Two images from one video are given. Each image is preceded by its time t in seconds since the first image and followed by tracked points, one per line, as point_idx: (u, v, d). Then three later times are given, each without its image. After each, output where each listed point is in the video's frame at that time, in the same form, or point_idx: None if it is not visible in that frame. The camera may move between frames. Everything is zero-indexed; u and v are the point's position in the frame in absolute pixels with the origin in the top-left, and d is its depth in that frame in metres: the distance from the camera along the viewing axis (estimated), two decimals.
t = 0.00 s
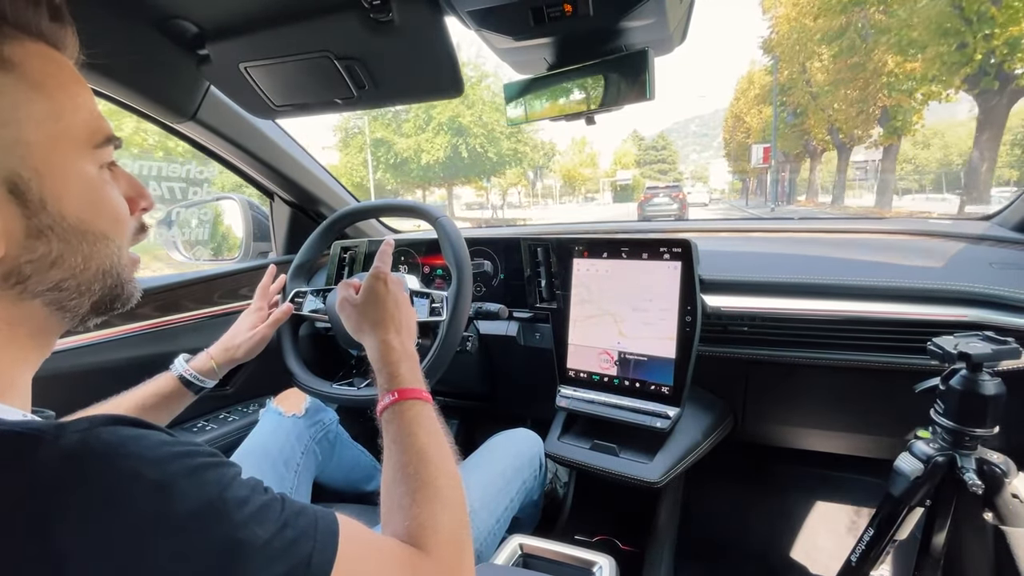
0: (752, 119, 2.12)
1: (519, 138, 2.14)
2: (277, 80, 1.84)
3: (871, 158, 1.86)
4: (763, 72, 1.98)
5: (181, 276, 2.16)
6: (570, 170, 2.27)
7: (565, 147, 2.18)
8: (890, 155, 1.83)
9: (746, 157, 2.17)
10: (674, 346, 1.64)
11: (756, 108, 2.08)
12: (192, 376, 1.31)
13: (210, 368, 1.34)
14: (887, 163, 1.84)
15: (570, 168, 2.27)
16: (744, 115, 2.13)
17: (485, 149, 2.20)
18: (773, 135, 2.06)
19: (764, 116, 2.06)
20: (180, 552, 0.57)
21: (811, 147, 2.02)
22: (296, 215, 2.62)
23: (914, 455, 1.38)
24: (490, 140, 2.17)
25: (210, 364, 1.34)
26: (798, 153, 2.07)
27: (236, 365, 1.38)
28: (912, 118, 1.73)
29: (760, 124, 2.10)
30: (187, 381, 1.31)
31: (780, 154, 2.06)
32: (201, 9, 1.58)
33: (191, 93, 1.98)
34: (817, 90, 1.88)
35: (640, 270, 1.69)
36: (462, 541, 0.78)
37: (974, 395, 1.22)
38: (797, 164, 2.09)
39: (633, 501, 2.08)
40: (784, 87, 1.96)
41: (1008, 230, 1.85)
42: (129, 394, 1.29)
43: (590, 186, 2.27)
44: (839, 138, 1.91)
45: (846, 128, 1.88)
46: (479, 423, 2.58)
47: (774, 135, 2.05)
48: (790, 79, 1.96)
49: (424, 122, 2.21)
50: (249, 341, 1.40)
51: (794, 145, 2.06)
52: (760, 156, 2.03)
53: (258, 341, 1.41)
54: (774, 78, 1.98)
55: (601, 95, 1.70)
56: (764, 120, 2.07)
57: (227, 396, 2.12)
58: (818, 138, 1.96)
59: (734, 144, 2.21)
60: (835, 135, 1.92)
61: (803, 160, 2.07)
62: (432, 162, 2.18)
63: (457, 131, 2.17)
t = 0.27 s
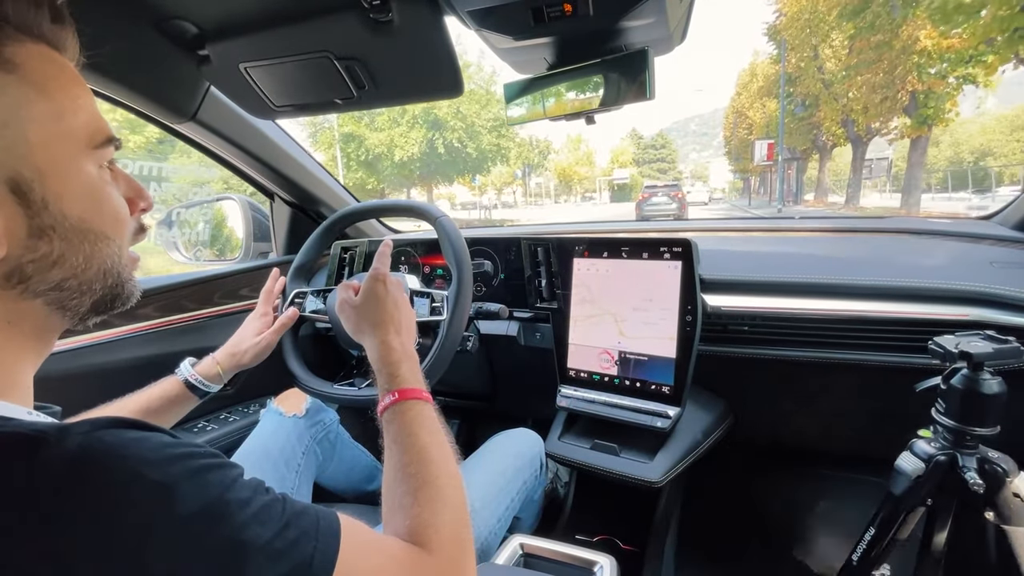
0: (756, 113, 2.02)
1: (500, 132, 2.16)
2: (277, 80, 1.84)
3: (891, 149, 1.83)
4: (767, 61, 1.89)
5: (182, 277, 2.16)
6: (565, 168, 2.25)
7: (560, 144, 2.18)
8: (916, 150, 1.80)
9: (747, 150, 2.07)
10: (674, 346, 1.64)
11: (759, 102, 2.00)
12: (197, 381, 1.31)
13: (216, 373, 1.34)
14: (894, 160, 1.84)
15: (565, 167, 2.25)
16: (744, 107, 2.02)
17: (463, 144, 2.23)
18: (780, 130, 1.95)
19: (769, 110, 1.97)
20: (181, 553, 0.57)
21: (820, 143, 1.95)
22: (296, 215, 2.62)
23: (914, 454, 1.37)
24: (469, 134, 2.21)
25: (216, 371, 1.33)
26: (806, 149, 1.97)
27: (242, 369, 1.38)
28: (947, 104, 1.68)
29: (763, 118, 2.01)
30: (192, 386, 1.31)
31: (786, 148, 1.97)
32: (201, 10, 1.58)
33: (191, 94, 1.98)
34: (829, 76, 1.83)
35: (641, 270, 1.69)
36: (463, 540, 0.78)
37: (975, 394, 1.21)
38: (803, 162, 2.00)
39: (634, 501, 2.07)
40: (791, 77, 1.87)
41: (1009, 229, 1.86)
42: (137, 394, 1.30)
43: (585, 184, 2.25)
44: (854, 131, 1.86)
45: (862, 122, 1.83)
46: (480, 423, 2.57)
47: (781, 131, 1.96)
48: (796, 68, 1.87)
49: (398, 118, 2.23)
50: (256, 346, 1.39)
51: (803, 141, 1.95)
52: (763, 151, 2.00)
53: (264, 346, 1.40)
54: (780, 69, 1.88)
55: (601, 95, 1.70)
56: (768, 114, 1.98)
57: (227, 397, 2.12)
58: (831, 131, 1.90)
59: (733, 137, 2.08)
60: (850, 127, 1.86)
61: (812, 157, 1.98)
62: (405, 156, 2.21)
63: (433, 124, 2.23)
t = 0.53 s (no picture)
0: (758, 108, 1.94)
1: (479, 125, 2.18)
2: (276, 80, 1.84)
3: (912, 135, 1.75)
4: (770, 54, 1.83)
5: (182, 277, 2.16)
6: (560, 166, 2.24)
7: (556, 143, 2.17)
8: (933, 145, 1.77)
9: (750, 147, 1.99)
10: (674, 345, 1.64)
11: (764, 95, 1.92)
12: (197, 381, 1.31)
13: (216, 373, 1.34)
14: (914, 146, 1.77)
15: (560, 165, 2.24)
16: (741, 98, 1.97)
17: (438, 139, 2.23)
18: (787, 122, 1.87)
19: (774, 104, 1.90)
20: (182, 551, 0.57)
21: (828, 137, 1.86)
22: (296, 215, 2.62)
23: (914, 454, 1.37)
24: (445, 127, 2.22)
25: (215, 369, 1.33)
26: (815, 144, 1.89)
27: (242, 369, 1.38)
28: (989, 89, 1.60)
29: (767, 113, 1.92)
30: (192, 385, 1.31)
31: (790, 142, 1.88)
32: (201, 9, 1.58)
33: (192, 94, 1.98)
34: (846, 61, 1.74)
35: (640, 270, 1.69)
36: (463, 538, 0.78)
37: (974, 394, 1.21)
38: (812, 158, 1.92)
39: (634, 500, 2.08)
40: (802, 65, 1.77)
41: (1009, 229, 1.86)
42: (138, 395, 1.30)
43: (580, 182, 2.25)
44: (873, 122, 1.77)
45: (883, 108, 1.74)
46: (480, 423, 2.58)
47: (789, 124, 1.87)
48: (807, 56, 1.77)
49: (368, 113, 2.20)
50: (256, 345, 1.40)
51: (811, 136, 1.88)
52: (767, 147, 1.89)
53: (264, 345, 1.41)
54: (791, 56, 1.78)
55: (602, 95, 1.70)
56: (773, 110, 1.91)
57: (227, 397, 2.12)
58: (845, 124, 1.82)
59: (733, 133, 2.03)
60: (869, 119, 1.78)
61: (821, 153, 1.90)
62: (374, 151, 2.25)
63: (406, 118, 2.24)
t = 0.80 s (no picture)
0: (761, 103, 2.02)
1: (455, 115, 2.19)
2: (277, 80, 1.84)
3: (920, 132, 1.76)
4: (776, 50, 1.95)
5: (181, 277, 2.16)
6: (554, 165, 2.24)
7: (551, 142, 2.16)
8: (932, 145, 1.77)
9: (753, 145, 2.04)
10: (674, 345, 1.64)
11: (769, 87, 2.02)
12: (198, 380, 1.31)
13: (216, 373, 1.34)
14: (943, 129, 1.74)
15: (555, 164, 2.24)
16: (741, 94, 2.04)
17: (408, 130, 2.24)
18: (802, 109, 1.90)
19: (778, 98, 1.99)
20: (182, 551, 0.57)
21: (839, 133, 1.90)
22: (296, 215, 2.62)
23: (914, 454, 1.37)
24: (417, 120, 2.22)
25: (216, 368, 1.33)
26: (826, 139, 1.92)
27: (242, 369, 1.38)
28: None
29: (770, 109, 2.00)
30: (192, 385, 1.31)
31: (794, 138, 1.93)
32: (202, 9, 1.58)
33: (192, 94, 1.98)
34: (864, 46, 1.84)
35: (641, 270, 1.69)
36: (463, 536, 0.78)
37: (974, 393, 1.22)
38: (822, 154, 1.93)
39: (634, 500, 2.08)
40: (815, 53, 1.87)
41: (1008, 228, 1.86)
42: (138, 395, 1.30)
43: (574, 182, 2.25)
44: (895, 113, 1.79)
45: (903, 95, 1.77)
46: (479, 423, 2.58)
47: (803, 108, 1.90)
48: (817, 44, 1.87)
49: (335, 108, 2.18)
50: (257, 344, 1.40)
51: (820, 131, 1.92)
52: (772, 143, 1.94)
53: (264, 346, 1.41)
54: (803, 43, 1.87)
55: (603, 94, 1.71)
56: (777, 106, 1.99)
57: (227, 397, 2.12)
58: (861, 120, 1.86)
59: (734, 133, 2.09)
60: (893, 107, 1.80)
61: (832, 148, 1.91)
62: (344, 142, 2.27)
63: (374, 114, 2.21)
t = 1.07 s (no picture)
0: (763, 97, 1.91)
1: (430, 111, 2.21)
2: (277, 78, 1.83)
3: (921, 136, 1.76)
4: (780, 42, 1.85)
5: (180, 274, 2.16)
6: (549, 164, 2.23)
7: (545, 141, 2.14)
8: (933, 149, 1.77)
9: (757, 141, 1.94)
10: (673, 347, 1.64)
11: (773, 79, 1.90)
12: (170, 388, 1.29)
13: (188, 379, 1.29)
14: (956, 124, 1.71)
15: (550, 162, 2.23)
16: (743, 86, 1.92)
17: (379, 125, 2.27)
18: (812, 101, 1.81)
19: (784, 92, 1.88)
20: (177, 543, 0.57)
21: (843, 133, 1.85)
22: (296, 214, 2.62)
23: (913, 457, 1.37)
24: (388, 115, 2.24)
25: (188, 375, 1.29)
26: (837, 135, 1.84)
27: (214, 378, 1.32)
28: None
29: (774, 103, 1.89)
30: (164, 392, 1.29)
31: (802, 134, 1.86)
32: (203, 7, 1.58)
33: (192, 91, 1.97)
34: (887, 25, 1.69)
35: (640, 271, 1.69)
36: (451, 536, 0.78)
37: (973, 397, 1.22)
38: (834, 150, 1.85)
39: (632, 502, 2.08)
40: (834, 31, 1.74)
41: (1008, 233, 1.87)
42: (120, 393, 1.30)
43: (566, 182, 2.23)
44: (924, 102, 1.71)
45: (931, 82, 1.68)
46: (478, 423, 2.57)
47: (814, 99, 1.81)
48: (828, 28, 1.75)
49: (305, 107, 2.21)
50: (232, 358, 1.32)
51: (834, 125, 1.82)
52: (777, 139, 1.89)
53: (241, 360, 1.31)
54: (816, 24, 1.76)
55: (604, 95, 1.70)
56: (781, 100, 1.89)
57: (226, 395, 2.12)
58: (874, 113, 1.78)
59: (737, 131, 1.97)
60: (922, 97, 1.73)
61: (844, 144, 1.84)
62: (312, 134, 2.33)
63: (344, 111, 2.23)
